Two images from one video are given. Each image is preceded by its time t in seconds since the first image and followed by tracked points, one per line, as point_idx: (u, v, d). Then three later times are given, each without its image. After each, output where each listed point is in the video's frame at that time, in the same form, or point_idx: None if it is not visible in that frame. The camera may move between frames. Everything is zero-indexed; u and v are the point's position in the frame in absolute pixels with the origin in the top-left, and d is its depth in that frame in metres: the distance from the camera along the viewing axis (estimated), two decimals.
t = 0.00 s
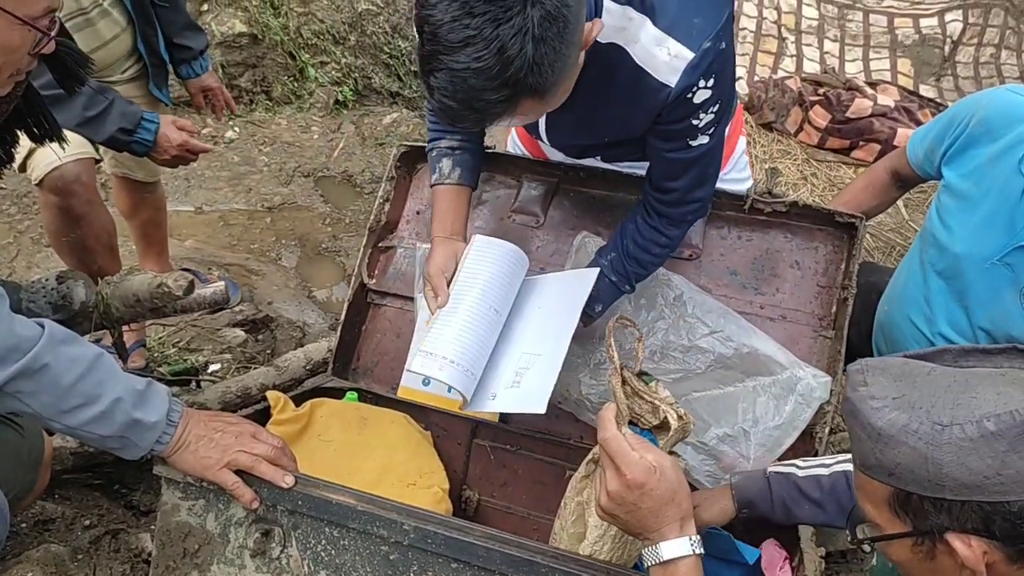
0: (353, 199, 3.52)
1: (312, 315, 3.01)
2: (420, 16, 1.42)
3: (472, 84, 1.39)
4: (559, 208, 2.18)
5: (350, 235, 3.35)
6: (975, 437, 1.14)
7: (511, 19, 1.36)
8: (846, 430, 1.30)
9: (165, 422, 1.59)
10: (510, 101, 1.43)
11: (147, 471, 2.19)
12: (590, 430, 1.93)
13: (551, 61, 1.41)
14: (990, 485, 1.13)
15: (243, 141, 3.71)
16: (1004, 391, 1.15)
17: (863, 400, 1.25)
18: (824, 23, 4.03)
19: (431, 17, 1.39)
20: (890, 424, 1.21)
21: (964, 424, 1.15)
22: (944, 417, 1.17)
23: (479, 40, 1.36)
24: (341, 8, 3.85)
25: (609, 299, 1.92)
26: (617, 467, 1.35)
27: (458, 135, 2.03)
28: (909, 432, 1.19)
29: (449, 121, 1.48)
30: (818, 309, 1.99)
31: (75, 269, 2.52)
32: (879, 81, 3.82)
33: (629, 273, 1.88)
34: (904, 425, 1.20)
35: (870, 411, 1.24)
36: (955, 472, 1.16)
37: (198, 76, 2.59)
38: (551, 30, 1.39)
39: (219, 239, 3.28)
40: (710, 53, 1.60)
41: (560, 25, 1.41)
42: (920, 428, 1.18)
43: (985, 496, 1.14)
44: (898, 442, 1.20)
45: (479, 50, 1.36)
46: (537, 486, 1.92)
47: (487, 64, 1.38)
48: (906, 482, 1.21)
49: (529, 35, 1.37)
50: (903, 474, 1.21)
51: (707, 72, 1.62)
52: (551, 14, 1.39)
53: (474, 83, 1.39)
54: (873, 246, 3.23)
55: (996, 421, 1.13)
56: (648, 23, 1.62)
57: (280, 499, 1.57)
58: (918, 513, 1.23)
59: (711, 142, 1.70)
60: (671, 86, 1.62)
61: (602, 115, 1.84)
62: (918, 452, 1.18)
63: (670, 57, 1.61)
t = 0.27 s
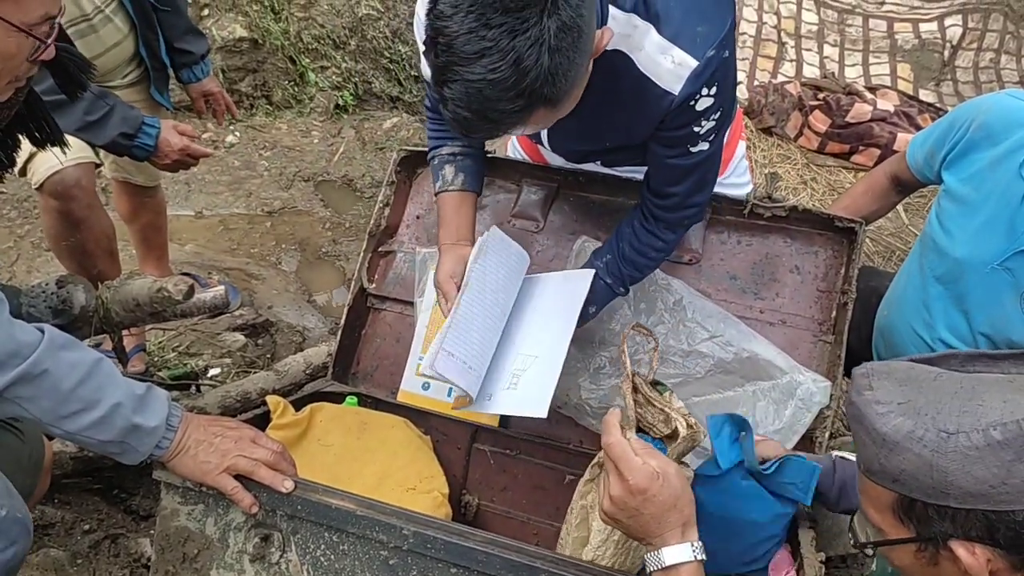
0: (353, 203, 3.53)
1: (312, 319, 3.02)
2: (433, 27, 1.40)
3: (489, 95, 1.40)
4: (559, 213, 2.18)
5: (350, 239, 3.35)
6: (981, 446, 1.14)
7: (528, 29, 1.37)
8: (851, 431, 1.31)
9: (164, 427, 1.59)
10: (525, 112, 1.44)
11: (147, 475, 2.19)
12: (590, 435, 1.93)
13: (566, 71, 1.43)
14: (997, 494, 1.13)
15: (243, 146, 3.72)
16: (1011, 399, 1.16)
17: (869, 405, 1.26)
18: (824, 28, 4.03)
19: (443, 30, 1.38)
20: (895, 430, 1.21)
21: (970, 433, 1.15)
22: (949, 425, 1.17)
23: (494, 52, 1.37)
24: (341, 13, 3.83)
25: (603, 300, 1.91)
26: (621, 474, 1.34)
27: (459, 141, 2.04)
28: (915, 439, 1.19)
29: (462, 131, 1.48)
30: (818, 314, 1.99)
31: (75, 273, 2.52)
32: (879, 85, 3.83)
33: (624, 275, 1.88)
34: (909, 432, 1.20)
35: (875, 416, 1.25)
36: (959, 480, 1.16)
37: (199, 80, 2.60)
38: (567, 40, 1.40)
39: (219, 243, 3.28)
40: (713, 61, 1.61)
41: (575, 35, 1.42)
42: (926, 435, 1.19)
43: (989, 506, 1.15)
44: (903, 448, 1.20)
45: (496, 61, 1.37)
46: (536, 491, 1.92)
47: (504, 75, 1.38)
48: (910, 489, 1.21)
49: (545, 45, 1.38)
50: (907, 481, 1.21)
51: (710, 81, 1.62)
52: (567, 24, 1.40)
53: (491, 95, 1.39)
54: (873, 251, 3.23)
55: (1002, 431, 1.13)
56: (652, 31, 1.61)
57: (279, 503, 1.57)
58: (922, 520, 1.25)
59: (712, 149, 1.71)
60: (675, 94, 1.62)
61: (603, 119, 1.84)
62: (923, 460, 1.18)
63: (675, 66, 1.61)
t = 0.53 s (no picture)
0: (353, 205, 3.53)
1: (312, 320, 3.02)
2: (438, 36, 1.41)
3: (494, 105, 1.40)
4: (559, 214, 2.18)
5: (350, 241, 3.35)
6: (1009, 445, 1.16)
7: (533, 39, 1.37)
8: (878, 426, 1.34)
9: (165, 427, 1.59)
10: (530, 120, 1.45)
11: (147, 476, 2.19)
12: (590, 437, 1.94)
13: (572, 79, 1.43)
14: (1019, 492, 1.16)
15: (243, 147, 3.72)
16: None
17: (895, 398, 1.28)
18: (823, 30, 4.03)
19: (450, 41, 1.39)
20: (922, 425, 1.23)
21: (998, 431, 1.17)
22: (977, 423, 1.19)
23: (499, 62, 1.37)
24: (341, 14, 3.81)
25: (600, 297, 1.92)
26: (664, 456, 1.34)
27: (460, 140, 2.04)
28: (940, 435, 1.21)
29: (467, 139, 1.49)
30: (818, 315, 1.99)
31: (75, 273, 2.52)
32: (879, 87, 3.83)
33: (623, 274, 1.88)
34: (936, 427, 1.22)
35: (902, 410, 1.27)
36: (985, 478, 1.18)
37: (200, 81, 2.60)
38: (572, 49, 1.41)
39: (219, 244, 3.29)
40: (715, 65, 1.61)
41: (580, 44, 1.42)
42: (952, 432, 1.21)
43: (1012, 504, 1.17)
44: (928, 443, 1.22)
45: (501, 71, 1.37)
46: (536, 492, 1.92)
47: (508, 85, 1.39)
48: (933, 484, 1.24)
49: (550, 54, 1.38)
50: (930, 476, 1.24)
51: (711, 84, 1.63)
52: (572, 34, 1.40)
53: (496, 104, 1.40)
54: (872, 252, 3.23)
55: None
56: (654, 35, 1.61)
57: (279, 504, 1.57)
58: (942, 516, 1.27)
59: (711, 153, 1.71)
60: (677, 97, 1.63)
61: (604, 123, 1.85)
62: (948, 456, 1.20)
63: (677, 69, 1.61)
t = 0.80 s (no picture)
0: (354, 204, 3.53)
1: (313, 320, 3.02)
2: (439, 47, 1.41)
3: (495, 117, 1.40)
4: (560, 213, 2.18)
5: (351, 240, 3.35)
6: None
7: (534, 54, 1.37)
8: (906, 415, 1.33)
9: (167, 426, 1.59)
10: (529, 131, 1.45)
11: (148, 475, 2.19)
12: (590, 436, 1.95)
13: (570, 92, 1.44)
14: None
15: (244, 147, 3.72)
16: None
17: (928, 388, 1.27)
18: (824, 30, 4.03)
19: (453, 52, 1.39)
20: (954, 415, 1.23)
21: None
22: (1011, 414, 1.18)
23: (501, 75, 1.37)
24: (342, 14, 3.85)
25: (636, 296, 1.89)
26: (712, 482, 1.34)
27: (432, 128, 2.08)
28: (974, 425, 1.20)
29: (468, 148, 1.49)
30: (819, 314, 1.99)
31: (76, 273, 2.52)
32: (880, 87, 3.83)
33: (657, 271, 1.88)
34: (969, 418, 1.21)
35: (933, 400, 1.26)
36: (1019, 469, 1.16)
37: (201, 81, 2.60)
38: (572, 63, 1.41)
39: (220, 244, 3.29)
40: (718, 64, 1.62)
41: (579, 58, 1.43)
42: (987, 423, 1.20)
43: None
44: (961, 433, 1.21)
45: (502, 83, 1.37)
46: (537, 491, 1.91)
47: (509, 97, 1.39)
48: (964, 475, 1.23)
49: (551, 69, 1.39)
50: (962, 467, 1.22)
51: (715, 83, 1.63)
52: (572, 48, 1.41)
53: (497, 116, 1.40)
54: (874, 252, 3.23)
55: None
56: (656, 36, 1.61)
57: (281, 503, 1.57)
58: (972, 510, 1.24)
59: (722, 148, 1.72)
60: (680, 98, 1.63)
61: (608, 125, 1.86)
62: (981, 446, 1.19)
63: (679, 70, 1.61)
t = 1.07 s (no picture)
0: (354, 204, 3.53)
1: (313, 320, 3.02)
2: (432, 57, 1.42)
3: (488, 127, 1.41)
4: (560, 213, 2.18)
5: (351, 240, 3.35)
6: None
7: (525, 65, 1.37)
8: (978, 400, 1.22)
9: (167, 425, 1.59)
10: (522, 139, 1.45)
11: (149, 475, 2.19)
12: (591, 435, 1.95)
13: (563, 101, 1.43)
14: None
15: (245, 146, 3.72)
16: None
17: (1013, 376, 1.17)
18: (825, 30, 4.03)
19: (445, 64, 1.39)
20: None
21: None
22: None
23: (493, 86, 1.37)
24: (343, 15, 3.86)
25: (655, 295, 1.87)
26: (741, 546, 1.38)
27: (433, 134, 2.03)
28: None
29: (463, 156, 1.49)
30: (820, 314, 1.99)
31: (77, 272, 2.52)
32: (880, 87, 3.83)
33: (673, 265, 1.85)
34: None
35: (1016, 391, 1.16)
36: None
37: (202, 81, 2.60)
38: (563, 73, 1.41)
39: (221, 244, 3.29)
40: (716, 61, 1.62)
41: (572, 67, 1.42)
42: None
43: None
44: None
45: (494, 95, 1.37)
46: (537, 491, 1.91)
47: (501, 108, 1.39)
48: None
49: (543, 79, 1.39)
50: None
51: (715, 79, 1.63)
52: (564, 58, 1.40)
53: (490, 126, 1.40)
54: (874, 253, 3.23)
55: None
56: (654, 35, 1.61)
57: (281, 502, 1.58)
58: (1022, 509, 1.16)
59: (732, 140, 1.71)
60: (680, 94, 1.64)
61: (610, 127, 1.86)
62: None
63: (678, 67, 1.61)
